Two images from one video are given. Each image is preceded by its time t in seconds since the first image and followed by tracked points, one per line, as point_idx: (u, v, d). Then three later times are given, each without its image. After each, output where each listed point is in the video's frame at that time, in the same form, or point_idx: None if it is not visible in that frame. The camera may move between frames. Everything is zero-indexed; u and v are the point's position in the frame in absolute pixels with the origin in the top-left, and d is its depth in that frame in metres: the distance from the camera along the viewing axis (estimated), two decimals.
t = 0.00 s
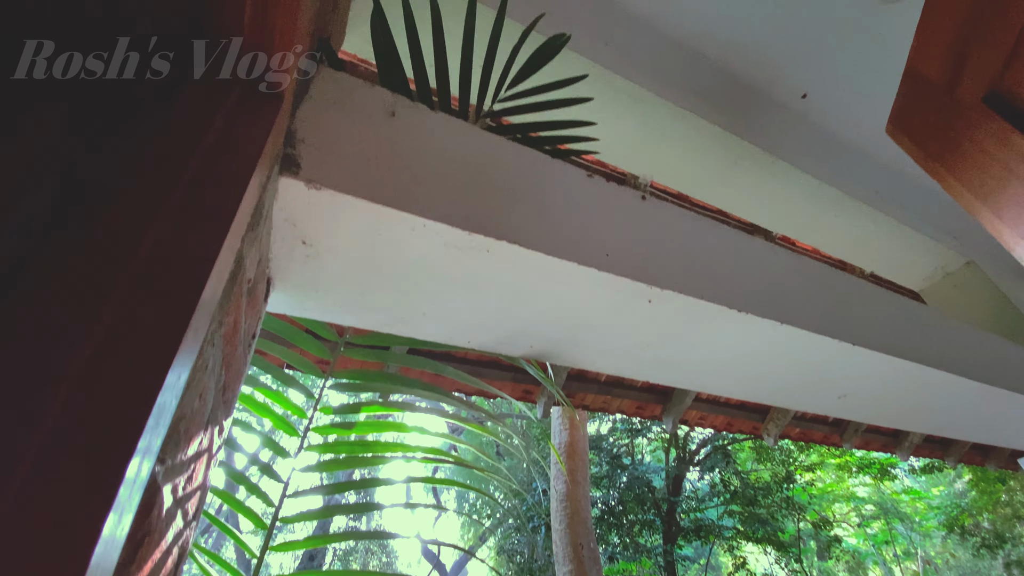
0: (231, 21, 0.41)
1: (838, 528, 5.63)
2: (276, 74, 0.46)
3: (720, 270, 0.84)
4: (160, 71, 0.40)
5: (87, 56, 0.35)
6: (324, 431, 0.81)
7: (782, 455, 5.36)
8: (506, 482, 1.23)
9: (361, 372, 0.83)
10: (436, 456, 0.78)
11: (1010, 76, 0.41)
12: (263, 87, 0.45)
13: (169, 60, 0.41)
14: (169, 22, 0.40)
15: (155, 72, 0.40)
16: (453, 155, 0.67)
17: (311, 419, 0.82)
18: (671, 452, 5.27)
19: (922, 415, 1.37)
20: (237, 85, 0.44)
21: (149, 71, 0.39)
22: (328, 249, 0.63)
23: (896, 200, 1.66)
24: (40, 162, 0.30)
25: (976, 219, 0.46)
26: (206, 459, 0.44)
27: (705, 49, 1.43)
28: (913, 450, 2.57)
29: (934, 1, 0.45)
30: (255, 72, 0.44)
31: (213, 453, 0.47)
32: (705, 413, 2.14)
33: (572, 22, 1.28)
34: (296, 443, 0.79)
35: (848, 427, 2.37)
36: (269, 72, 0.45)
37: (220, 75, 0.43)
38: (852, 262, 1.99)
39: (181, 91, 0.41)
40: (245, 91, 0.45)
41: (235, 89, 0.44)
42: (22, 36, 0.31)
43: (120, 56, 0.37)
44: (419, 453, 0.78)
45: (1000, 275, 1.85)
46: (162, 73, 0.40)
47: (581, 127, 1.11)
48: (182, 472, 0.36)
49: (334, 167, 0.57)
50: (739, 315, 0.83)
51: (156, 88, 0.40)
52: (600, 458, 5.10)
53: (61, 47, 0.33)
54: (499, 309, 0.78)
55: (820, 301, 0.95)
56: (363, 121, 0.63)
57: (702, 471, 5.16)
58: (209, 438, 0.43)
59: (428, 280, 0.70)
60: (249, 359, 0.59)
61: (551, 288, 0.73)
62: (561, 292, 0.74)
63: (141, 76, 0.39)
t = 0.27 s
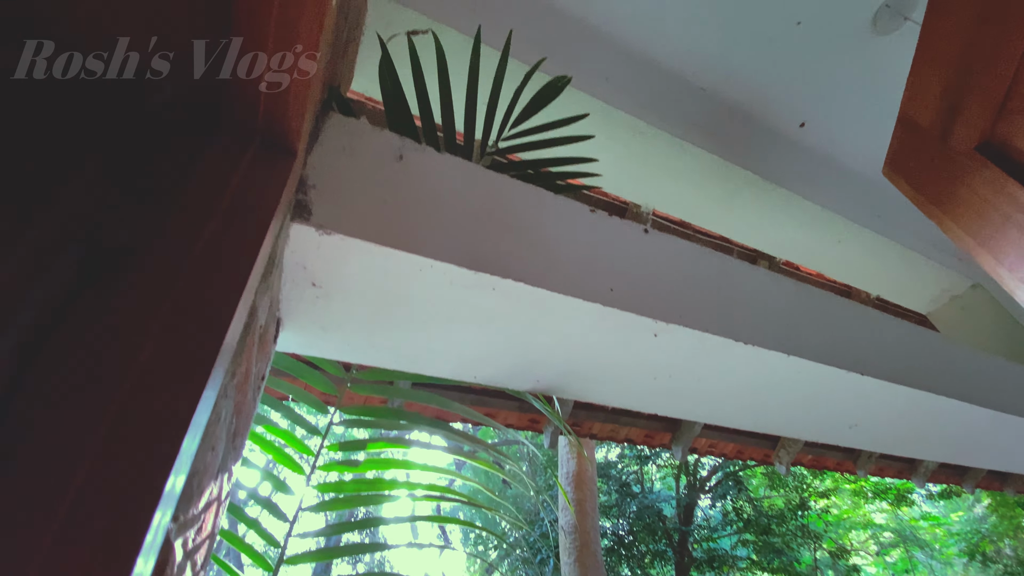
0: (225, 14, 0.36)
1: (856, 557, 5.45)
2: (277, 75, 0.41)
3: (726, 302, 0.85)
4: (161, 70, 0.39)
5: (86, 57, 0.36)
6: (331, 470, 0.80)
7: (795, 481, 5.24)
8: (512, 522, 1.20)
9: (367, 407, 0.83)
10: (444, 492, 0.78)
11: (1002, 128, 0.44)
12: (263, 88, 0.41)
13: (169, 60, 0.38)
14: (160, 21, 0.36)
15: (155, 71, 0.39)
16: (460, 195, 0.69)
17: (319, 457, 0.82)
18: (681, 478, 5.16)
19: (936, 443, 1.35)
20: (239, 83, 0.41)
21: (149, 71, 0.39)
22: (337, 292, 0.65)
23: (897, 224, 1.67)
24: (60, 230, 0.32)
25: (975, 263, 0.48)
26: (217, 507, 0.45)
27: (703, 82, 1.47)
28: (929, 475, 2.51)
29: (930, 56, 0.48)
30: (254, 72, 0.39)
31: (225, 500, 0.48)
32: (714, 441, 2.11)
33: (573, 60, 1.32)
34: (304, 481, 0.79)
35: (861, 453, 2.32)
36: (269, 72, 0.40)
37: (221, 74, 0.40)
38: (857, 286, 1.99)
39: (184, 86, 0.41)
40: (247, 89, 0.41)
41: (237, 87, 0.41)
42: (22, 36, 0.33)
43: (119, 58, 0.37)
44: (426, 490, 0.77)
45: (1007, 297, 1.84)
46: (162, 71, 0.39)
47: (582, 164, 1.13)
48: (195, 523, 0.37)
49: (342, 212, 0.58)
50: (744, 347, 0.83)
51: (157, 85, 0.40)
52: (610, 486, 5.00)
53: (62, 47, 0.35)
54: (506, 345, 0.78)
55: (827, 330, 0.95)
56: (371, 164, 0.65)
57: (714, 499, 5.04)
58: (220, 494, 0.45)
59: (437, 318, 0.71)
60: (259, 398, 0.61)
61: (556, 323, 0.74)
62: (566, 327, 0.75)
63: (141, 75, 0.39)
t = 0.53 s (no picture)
0: (229, 13, 0.36)
1: None
2: (275, 74, 0.38)
3: (732, 332, 0.85)
4: (162, 70, 0.38)
5: (86, 57, 0.35)
6: (337, 506, 0.79)
7: (811, 507, 5.12)
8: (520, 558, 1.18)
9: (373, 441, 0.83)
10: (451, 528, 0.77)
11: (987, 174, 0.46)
12: (263, 89, 0.39)
13: (169, 61, 0.37)
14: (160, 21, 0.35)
15: (156, 73, 0.38)
16: (466, 232, 0.70)
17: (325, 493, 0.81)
18: (693, 506, 5.05)
19: (952, 471, 1.32)
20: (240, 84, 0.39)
21: (149, 70, 0.37)
22: (346, 330, 0.65)
23: (900, 247, 1.67)
24: (86, 289, 0.34)
25: (977, 300, 0.49)
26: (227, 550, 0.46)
27: (702, 112, 1.50)
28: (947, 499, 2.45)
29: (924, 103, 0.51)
30: (255, 72, 0.38)
31: (236, 545, 0.49)
32: (725, 468, 2.07)
33: (575, 93, 1.35)
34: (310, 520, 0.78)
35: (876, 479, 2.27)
36: (268, 72, 0.38)
37: (221, 74, 0.39)
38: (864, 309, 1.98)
39: (184, 91, 0.39)
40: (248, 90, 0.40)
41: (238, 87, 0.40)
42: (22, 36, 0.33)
43: (120, 58, 0.36)
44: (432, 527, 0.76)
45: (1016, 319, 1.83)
46: (163, 74, 0.38)
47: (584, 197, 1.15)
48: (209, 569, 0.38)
49: (352, 254, 0.60)
50: (752, 377, 0.82)
51: (157, 88, 0.39)
52: (619, 515, 4.94)
53: (62, 46, 0.35)
54: (514, 379, 0.78)
55: (834, 357, 0.95)
56: (379, 204, 0.66)
57: (727, 526, 4.92)
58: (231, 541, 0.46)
59: (443, 354, 0.71)
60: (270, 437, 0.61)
61: (562, 357, 0.74)
62: (572, 361, 0.75)
63: (142, 76, 0.38)
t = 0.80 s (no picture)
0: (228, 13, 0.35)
1: None
2: (276, 74, 0.37)
3: (738, 361, 0.85)
4: (162, 71, 0.38)
5: (86, 58, 0.36)
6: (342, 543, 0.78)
7: (826, 532, 4.98)
8: None
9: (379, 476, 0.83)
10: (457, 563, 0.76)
11: (993, 211, 0.46)
12: (264, 88, 0.38)
13: (169, 61, 0.37)
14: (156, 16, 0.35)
15: (156, 73, 0.38)
16: (473, 267, 0.71)
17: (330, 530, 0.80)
18: (705, 533, 4.92)
19: (969, 497, 1.29)
20: (240, 85, 0.39)
21: (149, 71, 0.38)
22: (353, 365, 0.66)
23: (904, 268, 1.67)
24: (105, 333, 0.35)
25: (982, 336, 0.49)
26: None
27: (701, 139, 1.53)
28: (966, 524, 2.39)
29: (918, 145, 0.53)
30: (254, 72, 0.38)
31: None
32: (738, 495, 2.03)
33: (576, 124, 1.38)
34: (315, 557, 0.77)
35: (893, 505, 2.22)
36: (267, 72, 0.37)
37: (221, 75, 0.38)
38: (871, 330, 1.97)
39: (184, 93, 0.39)
40: (247, 92, 0.39)
41: (236, 90, 0.39)
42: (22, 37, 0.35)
43: (118, 58, 0.37)
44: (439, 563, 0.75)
45: None
46: (163, 73, 0.38)
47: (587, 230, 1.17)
48: None
49: (360, 291, 0.61)
50: (761, 407, 0.82)
51: (159, 89, 0.39)
52: (630, 543, 4.83)
53: (61, 47, 0.36)
54: (520, 413, 0.78)
55: (841, 384, 0.94)
56: (386, 240, 0.68)
57: (741, 554, 4.79)
58: None
59: (450, 388, 0.71)
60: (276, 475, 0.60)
61: (569, 389, 0.74)
62: (579, 393, 0.75)
63: (143, 76, 0.38)
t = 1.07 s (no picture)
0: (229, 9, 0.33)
1: None
2: (277, 75, 0.35)
3: (743, 389, 0.84)
4: (161, 72, 0.36)
5: (86, 57, 0.34)
6: None
7: (839, 557, 4.85)
8: None
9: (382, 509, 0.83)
10: None
11: (986, 250, 0.48)
12: (264, 90, 0.36)
13: (169, 61, 0.35)
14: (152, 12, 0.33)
15: (156, 74, 0.36)
16: (475, 300, 0.72)
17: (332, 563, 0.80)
18: (716, 560, 4.80)
19: (983, 522, 1.27)
20: (240, 87, 0.36)
21: (149, 72, 0.35)
22: (356, 400, 0.66)
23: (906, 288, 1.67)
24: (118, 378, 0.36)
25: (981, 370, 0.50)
26: None
27: (699, 163, 1.55)
28: (982, 548, 2.33)
29: (909, 186, 0.54)
30: (254, 74, 0.35)
31: None
32: (747, 520, 1.99)
33: (575, 151, 1.40)
34: None
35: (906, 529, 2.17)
36: (268, 72, 0.35)
37: (221, 75, 0.36)
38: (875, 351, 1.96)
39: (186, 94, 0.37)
40: (247, 93, 0.36)
41: (236, 90, 0.36)
42: (25, 36, 0.33)
43: (118, 58, 0.35)
44: None
45: None
46: (163, 74, 0.36)
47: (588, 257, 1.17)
48: None
49: (365, 328, 0.62)
50: (766, 435, 0.81)
51: (160, 91, 0.37)
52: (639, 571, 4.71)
53: (62, 47, 0.34)
54: (523, 445, 0.78)
55: (848, 409, 0.93)
56: (389, 275, 0.69)
57: None
58: None
59: (453, 422, 0.71)
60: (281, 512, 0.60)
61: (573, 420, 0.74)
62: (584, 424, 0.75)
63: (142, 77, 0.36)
